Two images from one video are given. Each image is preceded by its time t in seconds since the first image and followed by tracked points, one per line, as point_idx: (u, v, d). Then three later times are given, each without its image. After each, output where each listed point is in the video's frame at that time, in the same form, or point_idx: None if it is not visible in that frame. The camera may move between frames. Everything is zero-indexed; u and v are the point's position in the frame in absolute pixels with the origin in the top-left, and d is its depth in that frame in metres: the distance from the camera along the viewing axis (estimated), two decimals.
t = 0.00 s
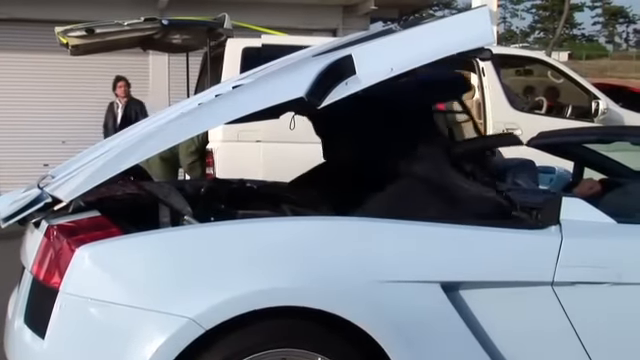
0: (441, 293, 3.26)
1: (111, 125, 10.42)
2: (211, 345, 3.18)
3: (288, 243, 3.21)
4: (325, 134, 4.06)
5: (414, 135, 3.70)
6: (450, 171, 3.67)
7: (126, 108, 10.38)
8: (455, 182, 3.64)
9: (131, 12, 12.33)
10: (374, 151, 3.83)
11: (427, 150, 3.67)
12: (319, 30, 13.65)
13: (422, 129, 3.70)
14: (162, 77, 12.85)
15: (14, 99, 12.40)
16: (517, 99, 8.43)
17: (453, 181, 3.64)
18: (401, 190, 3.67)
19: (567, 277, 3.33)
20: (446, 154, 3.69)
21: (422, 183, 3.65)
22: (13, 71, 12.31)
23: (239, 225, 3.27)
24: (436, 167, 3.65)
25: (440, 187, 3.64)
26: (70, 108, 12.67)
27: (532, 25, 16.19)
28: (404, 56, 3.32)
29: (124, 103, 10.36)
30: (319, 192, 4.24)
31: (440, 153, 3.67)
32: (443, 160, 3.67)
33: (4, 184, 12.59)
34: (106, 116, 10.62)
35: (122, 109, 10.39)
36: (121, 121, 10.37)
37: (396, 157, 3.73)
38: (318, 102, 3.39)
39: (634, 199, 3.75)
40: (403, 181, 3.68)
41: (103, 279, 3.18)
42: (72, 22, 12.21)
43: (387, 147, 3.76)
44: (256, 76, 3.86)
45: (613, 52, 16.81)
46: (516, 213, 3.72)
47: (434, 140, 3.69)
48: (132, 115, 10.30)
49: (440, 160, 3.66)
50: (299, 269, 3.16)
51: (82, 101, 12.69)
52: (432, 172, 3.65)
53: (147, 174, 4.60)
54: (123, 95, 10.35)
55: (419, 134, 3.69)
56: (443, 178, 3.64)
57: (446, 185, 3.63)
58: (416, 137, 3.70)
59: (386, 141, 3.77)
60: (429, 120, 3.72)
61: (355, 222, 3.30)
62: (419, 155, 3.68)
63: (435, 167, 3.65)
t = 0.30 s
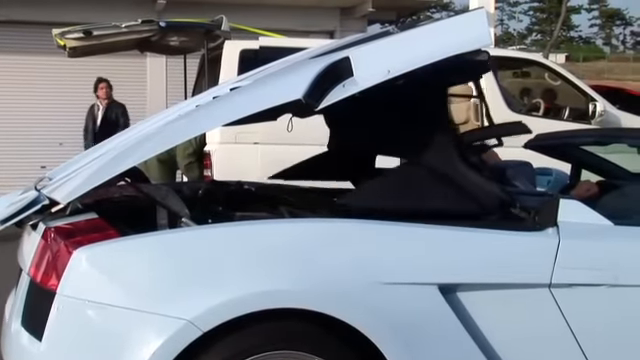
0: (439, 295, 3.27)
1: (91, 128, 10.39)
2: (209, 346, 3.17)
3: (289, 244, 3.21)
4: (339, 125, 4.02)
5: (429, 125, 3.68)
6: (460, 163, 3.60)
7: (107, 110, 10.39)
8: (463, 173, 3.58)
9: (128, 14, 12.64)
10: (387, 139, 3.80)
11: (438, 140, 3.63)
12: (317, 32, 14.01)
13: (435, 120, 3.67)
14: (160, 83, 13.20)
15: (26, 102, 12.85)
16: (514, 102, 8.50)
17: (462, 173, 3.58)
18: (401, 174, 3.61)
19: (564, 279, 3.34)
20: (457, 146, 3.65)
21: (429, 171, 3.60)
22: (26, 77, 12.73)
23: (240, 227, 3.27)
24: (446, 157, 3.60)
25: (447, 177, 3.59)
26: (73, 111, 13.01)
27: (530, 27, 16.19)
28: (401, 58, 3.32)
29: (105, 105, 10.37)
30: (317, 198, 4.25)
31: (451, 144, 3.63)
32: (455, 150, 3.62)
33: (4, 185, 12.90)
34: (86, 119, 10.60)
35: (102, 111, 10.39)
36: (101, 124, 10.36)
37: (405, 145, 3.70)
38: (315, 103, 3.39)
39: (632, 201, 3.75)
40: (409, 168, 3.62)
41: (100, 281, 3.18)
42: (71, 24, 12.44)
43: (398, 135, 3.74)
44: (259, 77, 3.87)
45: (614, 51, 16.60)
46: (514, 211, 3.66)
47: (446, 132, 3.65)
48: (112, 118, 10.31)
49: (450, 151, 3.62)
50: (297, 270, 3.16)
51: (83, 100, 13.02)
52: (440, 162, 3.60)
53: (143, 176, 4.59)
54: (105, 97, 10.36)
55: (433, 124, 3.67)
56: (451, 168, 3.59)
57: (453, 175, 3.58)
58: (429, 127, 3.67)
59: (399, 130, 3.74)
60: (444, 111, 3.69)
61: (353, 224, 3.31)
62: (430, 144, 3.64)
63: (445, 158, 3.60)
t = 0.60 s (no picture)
0: (435, 298, 3.27)
1: (74, 130, 10.02)
2: (205, 349, 3.17)
3: (291, 244, 3.22)
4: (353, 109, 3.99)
5: (440, 120, 3.66)
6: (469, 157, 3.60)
7: (88, 111, 10.07)
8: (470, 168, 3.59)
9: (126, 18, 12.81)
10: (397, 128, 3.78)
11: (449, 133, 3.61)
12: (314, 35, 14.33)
13: (448, 113, 3.65)
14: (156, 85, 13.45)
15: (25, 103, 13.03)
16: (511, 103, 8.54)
17: (470, 167, 3.59)
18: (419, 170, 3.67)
19: (561, 281, 3.34)
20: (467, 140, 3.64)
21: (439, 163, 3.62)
22: (24, 77, 12.78)
23: (239, 229, 3.27)
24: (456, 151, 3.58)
25: (457, 171, 3.60)
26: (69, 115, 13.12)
27: (526, 30, 16.20)
28: (397, 62, 3.33)
29: (87, 106, 10.06)
30: (313, 201, 4.25)
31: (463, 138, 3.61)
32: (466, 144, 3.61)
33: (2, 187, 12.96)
34: (66, 119, 10.23)
35: (85, 113, 10.06)
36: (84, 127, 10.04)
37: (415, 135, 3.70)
38: (312, 106, 3.39)
39: (629, 204, 3.73)
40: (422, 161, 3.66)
41: (96, 284, 3.18)
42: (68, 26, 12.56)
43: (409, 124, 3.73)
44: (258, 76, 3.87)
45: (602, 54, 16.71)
46: (514, 208, 3.66)
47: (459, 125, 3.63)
48: (95, 120, 10.03)
49: (460, 144, 3.59)
50: (293, 273, 3.16)
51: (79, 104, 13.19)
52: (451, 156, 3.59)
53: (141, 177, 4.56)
54: (86, 98, 10.02)
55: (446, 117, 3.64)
56: (459, 163, 3.58)
57: (460, 169, 3.59)
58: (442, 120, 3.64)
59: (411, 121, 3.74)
60: (457, 104, 3.67)
61: (352, 226, 3.31)
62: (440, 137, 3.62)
63: (454, 152, 3.58)
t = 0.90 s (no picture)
0: (427, 302, 3.27)
1: (46, 137, 9.32)
2: (197, 354, 3.16)
3: (284, 248, 3.22)
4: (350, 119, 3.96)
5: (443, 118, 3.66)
6: (474, 153, 3.60)
7: (60, 117, 9.40)
8: (473, 164, 3.57)
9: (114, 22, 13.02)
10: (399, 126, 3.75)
11: (455, 129, 3.62)
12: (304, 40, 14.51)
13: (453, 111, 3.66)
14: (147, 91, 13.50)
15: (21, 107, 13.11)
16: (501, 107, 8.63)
17: (474, 163, 3.57)
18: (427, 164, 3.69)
19: (551, 285, 3.34)
20: (472, 137, 3.64)
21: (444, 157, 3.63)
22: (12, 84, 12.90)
23: (232, 232, 3.28)
24: (460, 146, 3.59)
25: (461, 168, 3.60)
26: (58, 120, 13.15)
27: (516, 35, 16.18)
28: (388, 66, 3.33)
29: (59, 112, 9.39)
30: (305, 205, 4.24)
31: (468, 135, 3.62)
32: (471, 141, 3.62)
33: None
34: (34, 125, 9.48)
35: (57, 119, 9.39)
36: (57, 134, 9.38)
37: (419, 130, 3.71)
38: (303, 111, 3.38)
39: (620, 208, 3.74)
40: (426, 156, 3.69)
41: (87, 289, 3.17)
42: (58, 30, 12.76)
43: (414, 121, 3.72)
44: (255, 79, 3.88)
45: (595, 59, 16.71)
46: (508, 208, 3.63)
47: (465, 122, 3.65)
48: (68, 126, 9.39)
49: (465, 140, 3.59)
50: (286, 277, 3.15)
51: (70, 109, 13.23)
52: (455, 151, 3.60)
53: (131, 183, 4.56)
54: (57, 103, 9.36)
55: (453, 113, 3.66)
56: (463, 158, 3.58)
57: (463, 165, 3.58)
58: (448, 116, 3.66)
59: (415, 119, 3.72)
60: (461, 100, 3.67)
61: (343, 230, 3.31)
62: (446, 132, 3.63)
63: (458, 147, 3.59)
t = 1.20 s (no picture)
0: (413, 306, 3.27)
1: (15, 137, 9.35)
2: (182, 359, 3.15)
3: (271, 252, 3.21)
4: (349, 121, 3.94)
5: (448, 114, 3.64)
6: (474, 153, 3.59)
7: (30, 116, 9.39)
8: (473, 164, 3.57)
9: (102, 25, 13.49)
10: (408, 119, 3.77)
11: (457, 127, 3.60)
12: (291, 43, 14.72)
13: (458, 108, 3.62)
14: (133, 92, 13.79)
15: (9, 107, 13.52)
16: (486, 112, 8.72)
17: (473, 164, 3.57)
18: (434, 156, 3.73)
19: (536, 288, 3.35)
20: (476, 136, 3.61)
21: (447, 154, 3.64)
22: None
23: (219, 236, 3.27)
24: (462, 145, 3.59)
25: (460, 166, 3.61)
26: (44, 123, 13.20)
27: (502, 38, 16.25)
28: (374, 70, 3.33)
29: (29, 111, 9.37)
30: (291, 209, 4.24)
31: (471, 134, 3.60)
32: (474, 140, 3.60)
33: None
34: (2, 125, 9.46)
35: (26, 119, 9.38)
36: (26, 133, 9.38)
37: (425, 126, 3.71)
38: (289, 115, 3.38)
39: (605, 212, 3.76)
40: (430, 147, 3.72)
41: (72, 293, 3.15)
42: (44, 33, 13.24)
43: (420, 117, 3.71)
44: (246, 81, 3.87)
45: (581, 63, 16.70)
46: (497, 208, 3.62)
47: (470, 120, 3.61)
48: (38, 125, 9.38)
49: (467, 139, 3.58)
50: (273, 282, 3.15)
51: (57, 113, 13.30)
52: (456, 149, 3.60)
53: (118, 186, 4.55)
54: (27, 102, 9.37)
55: (457, 110, 3.62)
56: (463, 157, 3.59)
57: (464, 164, 3.59)
58: (451, 114, 3.63)
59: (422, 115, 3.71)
60: (467, 98, 3.62)
61: (330, 234, 3.31)
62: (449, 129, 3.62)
63: (459, 146, 3.59)
